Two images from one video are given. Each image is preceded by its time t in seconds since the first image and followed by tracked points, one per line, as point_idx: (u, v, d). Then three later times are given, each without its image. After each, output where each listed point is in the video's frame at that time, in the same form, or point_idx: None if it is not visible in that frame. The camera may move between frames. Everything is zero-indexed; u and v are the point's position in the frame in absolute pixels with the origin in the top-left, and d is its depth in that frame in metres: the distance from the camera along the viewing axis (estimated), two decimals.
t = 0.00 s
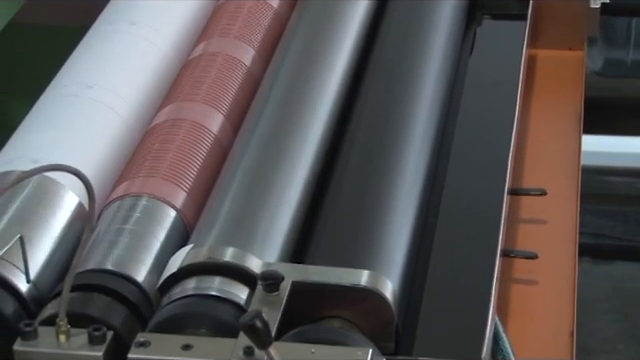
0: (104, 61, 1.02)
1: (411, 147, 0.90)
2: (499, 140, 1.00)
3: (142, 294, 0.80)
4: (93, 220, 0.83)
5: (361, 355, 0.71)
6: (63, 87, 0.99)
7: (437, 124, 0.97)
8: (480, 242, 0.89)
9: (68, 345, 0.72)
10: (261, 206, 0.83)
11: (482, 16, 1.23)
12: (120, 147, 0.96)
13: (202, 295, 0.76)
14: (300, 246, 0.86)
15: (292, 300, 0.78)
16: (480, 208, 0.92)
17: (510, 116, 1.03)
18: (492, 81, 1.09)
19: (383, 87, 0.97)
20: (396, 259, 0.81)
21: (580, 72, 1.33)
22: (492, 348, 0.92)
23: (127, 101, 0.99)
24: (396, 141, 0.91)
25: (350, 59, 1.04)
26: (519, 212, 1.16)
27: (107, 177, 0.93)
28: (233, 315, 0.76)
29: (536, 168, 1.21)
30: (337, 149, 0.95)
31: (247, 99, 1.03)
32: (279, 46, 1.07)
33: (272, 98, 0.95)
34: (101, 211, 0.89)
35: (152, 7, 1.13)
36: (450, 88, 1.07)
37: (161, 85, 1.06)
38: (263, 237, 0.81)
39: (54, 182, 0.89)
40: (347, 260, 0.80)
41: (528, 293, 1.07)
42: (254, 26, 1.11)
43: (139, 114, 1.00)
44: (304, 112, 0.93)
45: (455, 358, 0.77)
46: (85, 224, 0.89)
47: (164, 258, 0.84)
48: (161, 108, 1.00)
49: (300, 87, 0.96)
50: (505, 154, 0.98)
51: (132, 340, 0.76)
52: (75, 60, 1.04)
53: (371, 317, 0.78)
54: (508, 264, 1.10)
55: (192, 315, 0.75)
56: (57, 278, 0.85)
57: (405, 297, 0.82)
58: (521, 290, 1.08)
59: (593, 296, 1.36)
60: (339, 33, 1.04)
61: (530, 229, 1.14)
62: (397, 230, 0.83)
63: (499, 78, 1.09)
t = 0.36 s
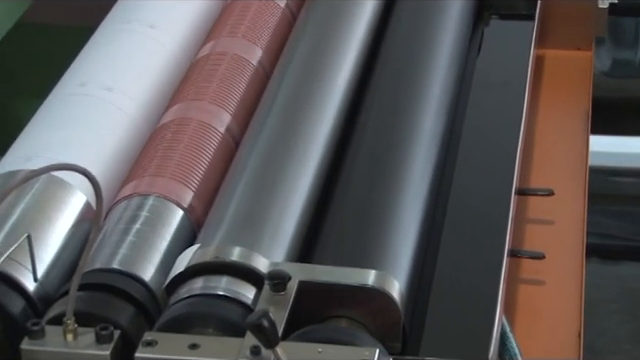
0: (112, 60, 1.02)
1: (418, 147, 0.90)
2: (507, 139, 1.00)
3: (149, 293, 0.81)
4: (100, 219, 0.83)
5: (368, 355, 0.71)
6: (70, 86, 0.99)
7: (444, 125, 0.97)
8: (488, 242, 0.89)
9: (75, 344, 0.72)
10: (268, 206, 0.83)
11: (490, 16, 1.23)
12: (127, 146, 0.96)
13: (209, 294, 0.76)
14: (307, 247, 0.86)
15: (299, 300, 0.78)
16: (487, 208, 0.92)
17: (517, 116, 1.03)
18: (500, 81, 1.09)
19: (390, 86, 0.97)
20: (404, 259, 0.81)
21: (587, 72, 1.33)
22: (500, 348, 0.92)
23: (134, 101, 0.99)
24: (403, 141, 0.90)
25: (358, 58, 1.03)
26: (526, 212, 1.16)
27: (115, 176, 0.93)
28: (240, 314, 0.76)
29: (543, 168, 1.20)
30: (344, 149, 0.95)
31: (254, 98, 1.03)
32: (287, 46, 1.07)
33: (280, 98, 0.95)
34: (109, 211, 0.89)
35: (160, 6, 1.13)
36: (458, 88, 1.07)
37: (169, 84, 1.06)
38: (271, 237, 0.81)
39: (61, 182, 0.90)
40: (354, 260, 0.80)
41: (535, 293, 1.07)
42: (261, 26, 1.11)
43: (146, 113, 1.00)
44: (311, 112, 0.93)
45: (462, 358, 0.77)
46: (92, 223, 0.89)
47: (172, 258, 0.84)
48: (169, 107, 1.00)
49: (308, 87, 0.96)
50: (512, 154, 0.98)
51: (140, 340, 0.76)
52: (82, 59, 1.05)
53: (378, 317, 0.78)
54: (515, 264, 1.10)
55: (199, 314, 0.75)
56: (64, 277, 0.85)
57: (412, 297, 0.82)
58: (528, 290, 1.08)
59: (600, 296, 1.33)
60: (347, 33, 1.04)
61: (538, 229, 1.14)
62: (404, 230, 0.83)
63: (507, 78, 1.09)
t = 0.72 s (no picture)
0: (120, 59, 1.03)
1: (425, 147, 0.90)
2: (514, 139, 1.00)
3: (156, 292, 0.81)
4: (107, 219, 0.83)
5: (375, 355, 0.71)
6: (78, 85, 0.99)
7: (452, 124, 0.97)
8: (495, 242, 0.88)
9: (82, 343, 0.73)
10: (275, 205, 0.83)
11: (498, 16, 1.23)
12: (135, 146, 0.96)
13: (216, 293, 0.76)
14: (314, 246, 0.86)
15: (306, 300, 0.78)
16: (495, 207, 0.92)
17: (524, 116, 1.03)
18: (507, 81, 1.08)
19: (398, 86, 0.97)
20: (410, 259, 0.81)
21: (596, 71, 1.33)
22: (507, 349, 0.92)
23: (142, 100, 0.99)
24: (411, 141, 0.90)
25: (365, 58, 1.03)
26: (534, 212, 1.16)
27: (122, 176, 0.93)
28: (247, 313, 0.76)
29: (551, 168, 1.20)
30: (351, 149, 0.95)
31: (262, 98, 1.03)
32: (294, 45, 1.07)
33: (287, 97, 0.95)
34: (116, 210, 0.89)
35: (167, 5, 1.13)
36: (466, 87, 1.07)
37: (176, 83, 1.06)
38: (277, 236, 0.81)
39: (69, 181, 0.90)
40: (361, 259, 0.80)
41: (543, 293, 1.07)
42: (269, 25, 1.11)
43: (153, 113, 1.00)
44: (319, 111, 0.93)
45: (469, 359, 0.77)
46: (100, 223, 0.89)
47: (179, 257, 0.84)
48: (176, 106, 1.00)
49: (315, 86, 0.96)
50: (520, 154, 0.98)
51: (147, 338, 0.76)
52: (90, 59, 1.05)
53: (384, 316, 0.78)
54: (522, 265, 1.10)
55: (206, 313, 0.75)
56: (71, 276, 0.85)
57: (419, 297, 0.82)
58: (535, 290, 1.07)
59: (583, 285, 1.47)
60: (354, 32, 1.04)
61: (545, 229, 1.14)
62: (411, 230, 0.83)
63: (514, 78, 1.09)
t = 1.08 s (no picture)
0: (127, 59, 1.03)
1: (433, 147, 0.90)
2: (522, 139, 1.00)
3: (163, 292, 0.81)
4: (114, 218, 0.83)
5: (382, 355, 0.71)
6: (86, 84, 1.00)
7: (459, 124, 0.97)
8: (502, 242, 0.88)
9: (89, 342, 0.73)
10: (282, 205, 0.83)
11: (505, 16, 1.23)
12: (142, 145, 0.96)
13: (223, 293, 0.76)
14: (321, 246, 0.86)
15: (313, 299, 0.78)
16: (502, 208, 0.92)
17: (532, 116, 1.03)
18: (515, 81, 1.08)
19: (406, 86, 0.97)
20: (418, 259, 0.81)
21: (603, 72, 1.32)
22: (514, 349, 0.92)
23: (149, 100, 1.00)
24: (418, 141, 0.90)
25: (372, 58, 1.03)
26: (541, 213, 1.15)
27: (130, 175, 0.93)
28: (254, 313, 0.76)
29: (558, 168, 1.20)
30: (358, 148, 0.94)
31: (269, 97, 1.03)
32: (302, 45, 1.07)
33: (295, 97, 0.95)
34: (123, 209, 0.89)
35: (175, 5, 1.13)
36: (473, 87, 1.07)
37: (184, 83, 1.06)
38: (285, 236, 0.81)
39: (76, 180, 0.90)
40: (368, 259, 0.80)
41: (550, 293, 1.07)
42: (277, 25, 1.11)
43: (161, 112, 1.00)
44: (326, 111, 0.93)
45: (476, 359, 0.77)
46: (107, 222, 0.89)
47: (186, 256, 0.84)
48: (183, 106, 1.00)
49: (323, 86, 0.96)
50: (527, 154, 0.98)
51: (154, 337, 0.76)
52: (98, 58, 1.05)
53: (391, 316, 0.78)
54: (530, 265, 1.10)
55: (213, 312, 0.75)
56: (78, 275, 0.85)
57: (426, 297, 0.82)
58: (542, 290, 1.07)
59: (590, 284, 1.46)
60: (361, 32, 1.04)
61: (552, 230, 1.14)
62: (418, 230, 0.83)
63: (522, 78, 1.09)
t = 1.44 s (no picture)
0: (135, 59, 1.03)
1: (440, 147, 0.90)
2: (529, 139, 0.99)
3: (170, 291, 0.81)
4: (121, 217, 0.83)
5: (388, 355, 0.71)
6: (93, 83, 1.00)
7: (466, 124, 0.96)
8: (509, 242, 0.88)
9: (96, 341, 0.73)
10: (289, 205, 0.83)
11: (513, 16, 1.23)
12: (149, 144, 0.96)
13: (230, 292, 0.76)
14: (328, 246, 0.86)
15: (320, 299, 0.78)
16: (509, 208, 0.92)
17: (539, 116, 1.03)
18: (522, 81, 1.08)
19: (413, 86, 0.97)
20: (425, 259, 0.81)
21: (611, 72, 1.32)
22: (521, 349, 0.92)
23: (156, 99, 1.00)
24: (425, 141, 0.90)
25: (380, 58, 1.03)
26: (548, 213, 1.15)
27: (137, 175, 0.93)
28: (261, 312, 0.76)
29: (565, 168, 1.20)
30: (365, 148, 0.95)
31: (276, 97, 1.03)
32: (309, 45, 1.07)
33: (302, 97, 0.95)
34: (130, 209, 0.89)
35: (183, 5, 1.13)
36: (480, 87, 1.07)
37: (191, 83, 1.06)
38: (292, 236, 0.81)
39: (83, 179, 0.90)
40: (375, 259, 0.80)
41: (557, 293, 1.07)
42: (283, 25, 1.11)
43: (168, 111, 1.00)
44: (333, 110, 0.93)
45: None
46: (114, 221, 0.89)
47: (193, 256, 0.84)
48: (191, 105, 1.00)
49: (330, 85, 0.96)
50: (534, 154, 0.98)
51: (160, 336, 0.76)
52: (105, 57, 1.05)
53: (398, 316, 0.78)
54: (536, 265, 1.10)
55: (219, 312, 0.75)
56: (85, 275, 0.85)
57: (433, 297, 0.82)
58: (549, 291, 1.07)
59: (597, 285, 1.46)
60: (369, 32, 1.04)
61: (559, 230, 1.14)
62: (425, 230, 0.83)
63: (529, 78, 1.09)
